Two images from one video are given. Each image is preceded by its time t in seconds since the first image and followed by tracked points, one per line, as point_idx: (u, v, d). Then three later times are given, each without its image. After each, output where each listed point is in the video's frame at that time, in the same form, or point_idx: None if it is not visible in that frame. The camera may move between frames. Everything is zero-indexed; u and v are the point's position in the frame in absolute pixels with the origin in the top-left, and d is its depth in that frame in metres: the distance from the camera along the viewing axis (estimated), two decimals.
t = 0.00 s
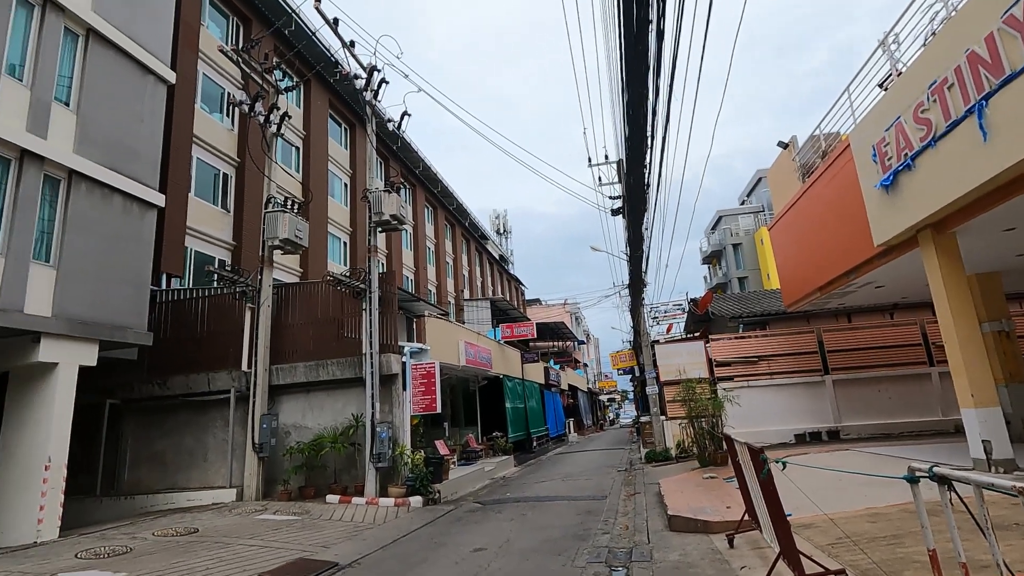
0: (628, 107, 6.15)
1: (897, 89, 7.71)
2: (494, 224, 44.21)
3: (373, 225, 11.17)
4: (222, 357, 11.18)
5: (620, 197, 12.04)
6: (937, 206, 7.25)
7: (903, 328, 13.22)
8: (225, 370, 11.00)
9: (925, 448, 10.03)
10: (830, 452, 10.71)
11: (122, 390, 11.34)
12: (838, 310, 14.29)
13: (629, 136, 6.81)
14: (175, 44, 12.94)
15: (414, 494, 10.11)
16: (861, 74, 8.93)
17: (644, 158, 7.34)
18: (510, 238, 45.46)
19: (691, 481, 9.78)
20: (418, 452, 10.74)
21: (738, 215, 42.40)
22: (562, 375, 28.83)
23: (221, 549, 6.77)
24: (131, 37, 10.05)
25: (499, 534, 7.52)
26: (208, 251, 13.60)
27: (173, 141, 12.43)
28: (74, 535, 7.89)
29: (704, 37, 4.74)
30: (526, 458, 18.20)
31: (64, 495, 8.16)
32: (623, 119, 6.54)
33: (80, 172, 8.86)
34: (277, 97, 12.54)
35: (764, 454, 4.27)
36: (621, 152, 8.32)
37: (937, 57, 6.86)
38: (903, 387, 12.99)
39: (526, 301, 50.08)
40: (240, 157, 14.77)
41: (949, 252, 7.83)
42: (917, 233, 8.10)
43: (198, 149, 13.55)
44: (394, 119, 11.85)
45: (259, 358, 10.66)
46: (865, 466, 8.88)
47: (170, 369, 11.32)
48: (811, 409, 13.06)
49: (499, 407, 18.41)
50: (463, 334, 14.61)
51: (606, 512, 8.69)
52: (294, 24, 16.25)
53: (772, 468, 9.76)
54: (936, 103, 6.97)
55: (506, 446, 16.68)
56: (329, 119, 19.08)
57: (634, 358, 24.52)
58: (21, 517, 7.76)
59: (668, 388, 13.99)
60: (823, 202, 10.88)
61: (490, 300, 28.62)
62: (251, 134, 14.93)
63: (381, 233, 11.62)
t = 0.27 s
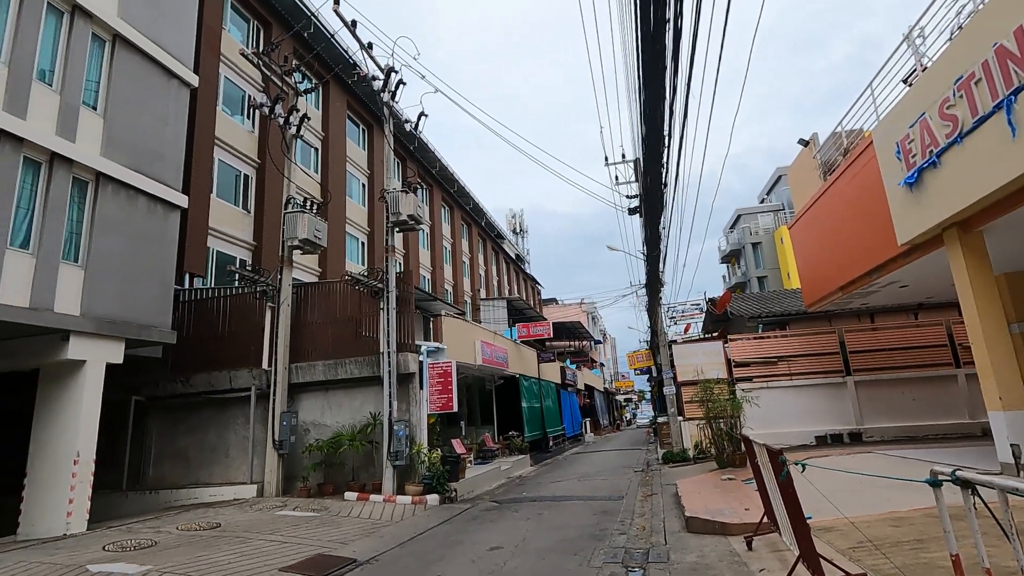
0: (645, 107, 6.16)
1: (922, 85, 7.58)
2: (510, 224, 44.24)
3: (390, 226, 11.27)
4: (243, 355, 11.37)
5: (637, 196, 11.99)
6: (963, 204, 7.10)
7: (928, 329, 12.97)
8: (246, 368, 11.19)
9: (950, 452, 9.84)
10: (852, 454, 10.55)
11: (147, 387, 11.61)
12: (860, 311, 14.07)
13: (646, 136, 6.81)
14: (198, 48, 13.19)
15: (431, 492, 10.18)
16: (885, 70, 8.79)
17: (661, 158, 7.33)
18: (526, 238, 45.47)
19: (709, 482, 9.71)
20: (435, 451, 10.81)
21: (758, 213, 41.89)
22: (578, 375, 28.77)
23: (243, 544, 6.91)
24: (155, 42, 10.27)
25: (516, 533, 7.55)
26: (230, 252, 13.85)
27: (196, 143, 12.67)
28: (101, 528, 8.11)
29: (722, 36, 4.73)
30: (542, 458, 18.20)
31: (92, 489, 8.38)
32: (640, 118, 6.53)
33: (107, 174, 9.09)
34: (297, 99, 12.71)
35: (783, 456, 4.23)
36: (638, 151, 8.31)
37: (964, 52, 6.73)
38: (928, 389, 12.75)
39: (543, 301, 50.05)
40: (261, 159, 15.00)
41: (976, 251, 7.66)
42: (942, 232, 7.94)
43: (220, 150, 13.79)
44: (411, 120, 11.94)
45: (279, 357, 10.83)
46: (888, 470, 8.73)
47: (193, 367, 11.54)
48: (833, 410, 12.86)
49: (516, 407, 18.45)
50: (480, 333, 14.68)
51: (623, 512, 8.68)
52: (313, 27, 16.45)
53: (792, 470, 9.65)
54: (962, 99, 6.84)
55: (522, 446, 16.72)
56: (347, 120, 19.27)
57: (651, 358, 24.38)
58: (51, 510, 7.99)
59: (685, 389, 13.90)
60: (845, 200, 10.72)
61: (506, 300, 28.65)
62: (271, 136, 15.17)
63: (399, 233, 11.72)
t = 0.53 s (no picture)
0: (665, 103, 6.13)
1: (952, 75, 7.40)
2: (529, 222, 44.21)
3: (410, 225, 11.36)
4: (268, 354, 11.58)
5: (657, 192, 11.91)
6: (995, 197, 6.91)
7: (958, 325, 12.66)
8: (270, 366, 11.40)
9: (982, 451, 9.60)
10: (879, 453, 10.35)
11: (176, 385, 11.90)
12: (887, 306, 13.78)
13: (666, 132, 6.78)
14: (221, 53, 13.45)
15: (452, 489, 10.26)
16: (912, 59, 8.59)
17: (681, 154, 7.28)
18: (545, 235, 45.39)
19: (731, 480, 9.62)
20: (456, 448, 10.88)
21: (781, 208, 41.21)
22: (598, 372, 28.67)
23: (270, 539, 7.06)
24: (181, 48, 10.49)
25: (537, 530, 7.57)
26: (254, 252, 14.10)
27: (220, 146, 12.92)
28: (134, 522, 8.35)
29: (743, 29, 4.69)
30: (563, 456, 18.21)
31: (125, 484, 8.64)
32: (660, 113, 6.49)
33: (137, 178, 9.33)
34: (318, 101, 12.87)
35: (809, 454, 4.18)
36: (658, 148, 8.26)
37: (995, 39, 6.56)
38: (959, 387, 12.44)
39: (562, 298, 49.96)
40: (283, 161, 15.24)
41: (1009, 245, 7.45)
42: (974, 225, 7.74)
43: (243, 153, 14.04)
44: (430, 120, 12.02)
45: (302, 355, 11.00)
46: (917, 469, 8.55)
47: (219, 366, 11.79)
48: (859, 408, 12.63)
49: (536, 404, 18.47)
50: (500, 331, 14.74)
51: (645, 510, 8.64)
52: (332, 29, 16.64)
53: (817, 468, 9.51)
54: (994, 88, 6.66)
55: (543, 443, 16.75)
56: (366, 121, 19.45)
57: (672, 355, 24.18)
58: (87, 504, 8.25)
59: (707, 386, 13.78)
60: (871, 194, 10.50)
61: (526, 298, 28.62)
62: (293, 137, 15.39)
63: (418, 232, 11.81)
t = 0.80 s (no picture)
0: (689, 103, 6.10)
1: (984, 62, 7.19)
2: (550, 227, 44.18)
3: (434, 234, 11.47)
4: (298, 365, 11.78)
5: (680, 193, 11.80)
6: None
7: (1000, 320, 12.24)
8: (301, 378, 11.58)
9: None
10: (921, 454, 10.03)
11: (211, 398, 12.17)
12: (923, 302, 13.40)
13: (690, 132, 6.73)
14: (246, 73, 13.80)
15: (482, 497, 10.28)
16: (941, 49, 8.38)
17: (706, 153, 7.21)
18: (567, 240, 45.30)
19: (767, 484, 9.43)
20: (486, 455, 10.90)
21: (807, 205, 40.44)
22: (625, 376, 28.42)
23: (306, 548, 7.15)
24: (209, 71, 10.82)
25: (570, 537, 7.52)
26: (282, 266, 14.38)
27: (248, 163, 13.25)
28: (175, 533, 8.56)
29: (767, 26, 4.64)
30: (592, 462, 18.08)
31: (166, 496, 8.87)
32: (683, 113, 6.45)
33: (171, 198, 9.63)
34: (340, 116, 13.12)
35: (849, 457, 4.07)
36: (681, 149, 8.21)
37: None
38: (1002, 384, 12.01)
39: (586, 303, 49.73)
40: (308, 175, 15.54)
41: None
42: (1013, 217, 7.48)
43: (270, 169, 14.37)
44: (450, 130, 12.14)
45: (332, 366, 11.17)
46: (962, 470, 8.27)
47: (252, 378, 12.02)
48: (898, 408, 12.27)
49: (563, 410, 18.39)
50: (525, 337, 14.73)
51: (678, 516, 8.52)
52: (353, 45, 16.96)
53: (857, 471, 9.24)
54: None
55: (571, 449, 16.65)
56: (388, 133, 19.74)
57: (699, 358, 23.83)
58: (131, 516, 8.49)
59: (738, 389, 13.55)
60: (902, 187, 10.25)
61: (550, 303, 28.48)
62: (317, 152, 15.70)
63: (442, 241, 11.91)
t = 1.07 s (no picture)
0: (710, 95, 6.04)
1: (1015, 39, 6.96)
2: (569, 226, 44.03)
3: (455, 239, 11.53)
4: (326, 373, 11.93)
5: (701, 187, 11.65)
6: None
7: None
8: (329, 386, 11.72)
9: None
10: (963, 445, 9.75)
11: (243, 408, 12.41)
12: (958, 289, 13.02)
13: (713, 124, 6.66)
14: (266, 89, 14.06)
15: (513, 499, 10.29)
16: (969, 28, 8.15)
17: (728, 145, 7.11)
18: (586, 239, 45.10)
19: (802, 480, 9.24)
20: (514, 458, 10.89)
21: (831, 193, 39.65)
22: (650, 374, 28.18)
23: (341, 553, 7.23)
24: (231, 88, 11.06)
25: (603, 538, 7.47)
26: (307, 276, 14.59)
27: (270, 177, 13.49)
28: (215, 540, 8.75)
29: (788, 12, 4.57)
30: (620, 461, 17.93)
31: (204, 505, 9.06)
32: (704, 106, 6.38)
33: (198, 215, 9.85)
34: (359, 126, 13.29)
35: (891, 451, 3.97)
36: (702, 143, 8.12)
37: None
38: None
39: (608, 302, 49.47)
40: (328, 186, 15.75)
41: None
42: None
43: (292, 181, 14.60)
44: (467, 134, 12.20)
45: (359, 373, 11.30)
46: (1007, 461, 8.01)
47: (281, 387, 12.21)
48: (936, 398, 11.94)
49: (589, 411, 18.27)
50: (549, 338, 14.68)
51: (712, 514, 8.41)
52: (368, 55, 17.17)
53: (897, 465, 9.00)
54: None
55: (599, 449, 16.55)
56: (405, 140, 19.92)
57: (726, 353, 23.47)
58: (172, 525, 8.70)
59: (768, 383, 13.30)
60: (932, 172, 9.98)
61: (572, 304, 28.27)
62: (337, 162, 15.90)
63: (463, 246, 11.96)
